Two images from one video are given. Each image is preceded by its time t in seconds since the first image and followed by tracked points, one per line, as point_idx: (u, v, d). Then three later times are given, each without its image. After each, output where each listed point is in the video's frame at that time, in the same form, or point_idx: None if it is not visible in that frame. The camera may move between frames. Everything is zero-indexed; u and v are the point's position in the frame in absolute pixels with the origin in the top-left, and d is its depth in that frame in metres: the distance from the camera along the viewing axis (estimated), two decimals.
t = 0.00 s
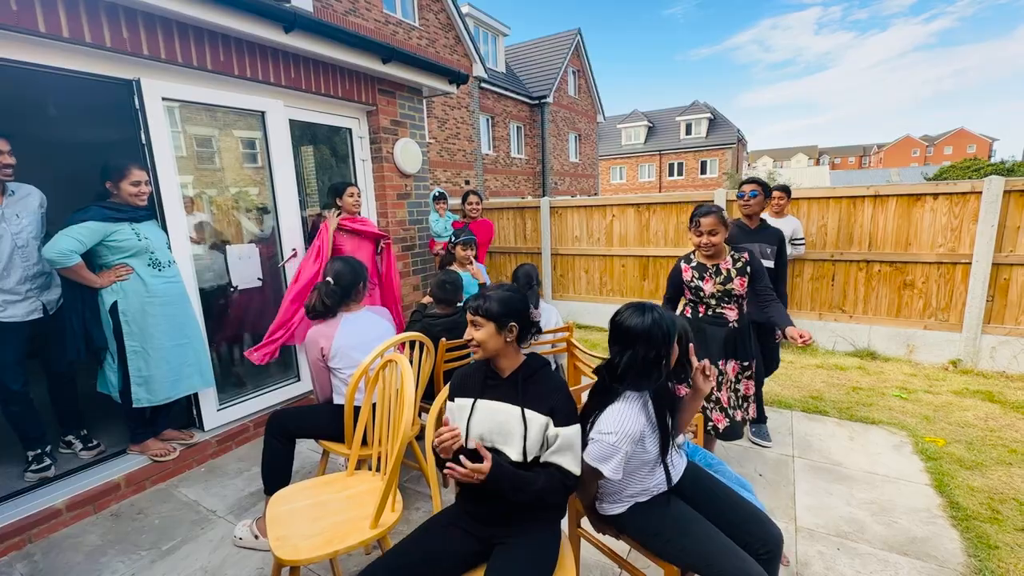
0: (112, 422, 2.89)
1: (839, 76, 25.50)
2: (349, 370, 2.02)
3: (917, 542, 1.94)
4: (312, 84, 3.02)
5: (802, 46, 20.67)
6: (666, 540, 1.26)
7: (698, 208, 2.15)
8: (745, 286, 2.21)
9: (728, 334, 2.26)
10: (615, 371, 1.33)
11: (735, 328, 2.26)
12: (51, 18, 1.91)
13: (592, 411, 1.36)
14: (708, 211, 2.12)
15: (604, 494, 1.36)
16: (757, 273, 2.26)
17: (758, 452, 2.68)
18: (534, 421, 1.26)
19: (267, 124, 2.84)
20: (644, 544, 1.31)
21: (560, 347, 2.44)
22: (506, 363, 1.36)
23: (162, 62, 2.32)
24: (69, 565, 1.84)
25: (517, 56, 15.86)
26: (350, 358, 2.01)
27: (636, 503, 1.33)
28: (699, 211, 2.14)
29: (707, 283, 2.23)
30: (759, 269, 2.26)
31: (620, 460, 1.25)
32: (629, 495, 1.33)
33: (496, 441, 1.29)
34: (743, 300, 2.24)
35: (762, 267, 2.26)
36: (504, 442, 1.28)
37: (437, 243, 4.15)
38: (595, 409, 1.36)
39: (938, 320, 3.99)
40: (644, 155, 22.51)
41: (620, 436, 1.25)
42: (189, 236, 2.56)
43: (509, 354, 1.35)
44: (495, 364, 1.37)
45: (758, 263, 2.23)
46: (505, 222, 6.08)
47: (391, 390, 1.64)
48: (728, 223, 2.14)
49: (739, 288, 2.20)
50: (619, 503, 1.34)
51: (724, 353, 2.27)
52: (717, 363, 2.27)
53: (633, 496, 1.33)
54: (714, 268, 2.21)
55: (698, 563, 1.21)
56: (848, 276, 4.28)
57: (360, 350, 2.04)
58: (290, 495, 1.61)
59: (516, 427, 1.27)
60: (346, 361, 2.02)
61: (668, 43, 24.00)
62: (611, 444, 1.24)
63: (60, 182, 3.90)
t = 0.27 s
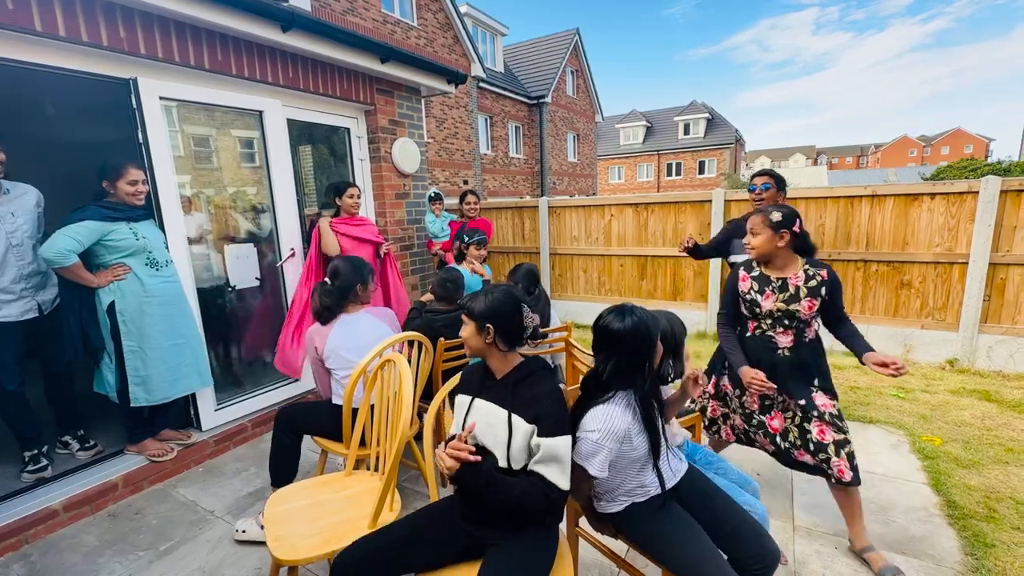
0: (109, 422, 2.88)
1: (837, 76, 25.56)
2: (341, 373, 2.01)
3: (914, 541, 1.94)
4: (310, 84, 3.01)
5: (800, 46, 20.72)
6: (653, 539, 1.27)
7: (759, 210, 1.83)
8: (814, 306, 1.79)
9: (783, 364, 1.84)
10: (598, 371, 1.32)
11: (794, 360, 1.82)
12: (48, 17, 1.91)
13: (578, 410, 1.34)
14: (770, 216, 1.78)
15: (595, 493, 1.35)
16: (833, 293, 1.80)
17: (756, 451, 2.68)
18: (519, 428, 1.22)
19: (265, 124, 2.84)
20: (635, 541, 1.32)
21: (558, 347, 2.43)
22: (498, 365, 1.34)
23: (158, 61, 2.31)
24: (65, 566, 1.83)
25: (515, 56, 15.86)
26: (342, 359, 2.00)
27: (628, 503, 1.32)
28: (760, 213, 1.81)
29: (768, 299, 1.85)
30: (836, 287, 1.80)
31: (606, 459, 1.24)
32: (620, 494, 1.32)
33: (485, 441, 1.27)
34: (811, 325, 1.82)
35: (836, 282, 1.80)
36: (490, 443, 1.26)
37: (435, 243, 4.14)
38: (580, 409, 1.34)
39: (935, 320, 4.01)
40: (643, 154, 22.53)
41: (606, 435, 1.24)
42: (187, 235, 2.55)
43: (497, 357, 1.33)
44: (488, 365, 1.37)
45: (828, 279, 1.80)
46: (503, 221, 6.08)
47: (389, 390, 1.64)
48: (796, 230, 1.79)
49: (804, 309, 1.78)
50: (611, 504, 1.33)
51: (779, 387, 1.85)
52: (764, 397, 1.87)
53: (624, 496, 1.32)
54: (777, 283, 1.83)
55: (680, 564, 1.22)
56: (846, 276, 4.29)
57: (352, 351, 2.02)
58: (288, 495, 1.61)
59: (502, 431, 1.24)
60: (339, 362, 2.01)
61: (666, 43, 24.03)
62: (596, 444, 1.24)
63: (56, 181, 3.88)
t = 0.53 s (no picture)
0: (107, 422, 2.88)
1: (833, 77, 25.66)
2: (334, 372, 2.02)
3: (911, 540, 1.95)
4: (308, 83, 3.01)
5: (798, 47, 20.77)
6: (655, 539, 1.27)
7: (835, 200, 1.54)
8: (903, 317, 1.42)
9: (874, 387, 1.47)
10: (592, 372, 1.31)
11: (877, 382, 1.47)
12: (44, 17, 1.90)
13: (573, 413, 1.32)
14: (848, 207, 1.49)
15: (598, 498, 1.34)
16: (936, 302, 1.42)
17: (754, 450, 2.69)
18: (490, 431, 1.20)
19: (263, 124, 2.83)
20: (637, 541, 1.32)
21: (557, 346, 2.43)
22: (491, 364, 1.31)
23: (155, 60, 2.30)
24: (62, 567, 1.83)
25: (514, 56, 15.86)
26: (333, 358, 2.01)
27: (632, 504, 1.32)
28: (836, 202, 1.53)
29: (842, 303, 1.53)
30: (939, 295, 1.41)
31: (612, 459, 1.24)
32: (625, 496, 1.31)
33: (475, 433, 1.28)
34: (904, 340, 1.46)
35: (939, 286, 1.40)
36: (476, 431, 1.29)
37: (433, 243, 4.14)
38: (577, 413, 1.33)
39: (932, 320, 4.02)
40: (641, 155, 22.56)
41: (611, 436, 1.23)
42: (184, 235, 2.55)
43: (489, 355, 1.30)
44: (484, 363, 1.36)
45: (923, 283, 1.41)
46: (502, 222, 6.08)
47: (388, 389, 1.64)
48: (884, 223, 1.46)
49: (888, 320, 1.43)
50: (616, 506, 1.32)
51: (866, 415, 1.48)
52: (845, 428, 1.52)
53: (628, 497, 1.32)
54: (852, 284, 1.51)
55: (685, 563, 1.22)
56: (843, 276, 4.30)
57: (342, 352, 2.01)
58: (285, 495, 1.61)
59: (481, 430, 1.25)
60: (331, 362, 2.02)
61: (665, 43, 24.06)
62: (601, 445, 1.23)
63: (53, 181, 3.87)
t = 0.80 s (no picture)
0: (103, 423, 2.86)
1: (831, 77, 25.72)
2: (333, 372, 2.02)
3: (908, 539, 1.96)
4: (305, 83, 3.00)
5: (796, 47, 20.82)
6: (651, 537, 1.27)
7: (878, 201, 1.29)
8: (946, 346, 1.11)
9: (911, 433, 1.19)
10: (593, 364, 1.31)
11: (917, 426, 1.19)
12: (40, 16, 1.89)
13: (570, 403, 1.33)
14: (889, 210, 1.24)
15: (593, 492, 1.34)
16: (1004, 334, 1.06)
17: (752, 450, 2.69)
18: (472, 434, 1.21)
19: (260, 123, 2.82)
20: (634, 540, 1.32)
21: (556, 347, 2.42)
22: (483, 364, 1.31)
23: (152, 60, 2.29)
24: (59, 568, 1.82)
25: (512, 56, 15.86)
26: (332, 357, 2.01)
27: (626, 500, 1.32)
28: (879, 204, 1.28)
29: (874, 325, 1.27)
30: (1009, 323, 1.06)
31: (608, 452, 1.24)
32: (620, 492, 1.31)
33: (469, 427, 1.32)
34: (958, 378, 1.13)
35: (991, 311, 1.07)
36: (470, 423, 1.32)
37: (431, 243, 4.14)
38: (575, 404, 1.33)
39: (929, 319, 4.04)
40: (639, 155, 22.57)
41: (608, 428, 1.24)
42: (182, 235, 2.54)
43: (480, 354, 1.30)
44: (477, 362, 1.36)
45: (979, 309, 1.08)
46: (500, 222, 6.08)
47: (385, 390, 1.63)
48: (929, 231, 1.19)
49: (926, 350, 1.14)
50: (610, 502, 1.32)
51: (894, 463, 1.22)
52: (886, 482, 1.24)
53: (623, 493, 1.31)
54: (888, 303, 1.25)
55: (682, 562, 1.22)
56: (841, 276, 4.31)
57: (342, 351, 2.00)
58: (282, 496, 1.60)
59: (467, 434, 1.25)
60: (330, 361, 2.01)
61: (663, 44, 24.10)
62: (598, 436, 1.23)
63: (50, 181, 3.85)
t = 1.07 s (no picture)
0: (101, 424, 2.86)
1: (829, 77, 25.76)
2: (332, 373, 2.01)
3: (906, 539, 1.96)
4: (304, 83, 3.00)
5: (794, 48, 20.85)
6: (648, 539, 1.27)
7: (934, 186, 1.14)
8: (1010, 355, 0.96)
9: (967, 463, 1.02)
10: (593, 363, 1.31)
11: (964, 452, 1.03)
12: (37, 15, 1.89)
13: (569, 402, 1.33)
14: (951, 198, 1.09)
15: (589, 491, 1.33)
16: None
17: (750, 450, 2.69)
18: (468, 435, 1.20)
19: (258, 123, 2.81)
20: (631, 540, 1.32)
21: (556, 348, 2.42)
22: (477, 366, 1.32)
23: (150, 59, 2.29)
24: (56, 569, 1.82)
25: (510, 56, 15.86)
26: (331, 358, 2.00)
27: (622, 500, 1.31)
28: (934, 190, 1.13)
29: (916, 325, 1.13)
30: None
31: (602, 449, 1.24)
32: (615, 491, 1.30)
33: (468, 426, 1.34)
34: None
35: None
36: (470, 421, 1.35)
37: (429, 244, 4.14)
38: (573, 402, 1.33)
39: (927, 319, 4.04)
40: (638, 155, 22.58)
41: (602, 424, 1.23)
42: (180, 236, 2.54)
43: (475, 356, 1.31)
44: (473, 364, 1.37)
45: None
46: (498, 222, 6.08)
47: (383, 390, 1.63)
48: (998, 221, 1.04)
49: (979, 357, 1.00)
50: (606, 501, 1.31)
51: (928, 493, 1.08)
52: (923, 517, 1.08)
53: (619, 493, 1.31)
54: (940, 299, 1.10)
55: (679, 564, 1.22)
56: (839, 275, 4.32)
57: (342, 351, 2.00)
58: (280, 496, 1.60)
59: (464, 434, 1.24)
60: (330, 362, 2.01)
61: (661, 44, 24.12)
62: (592, 432, 1.23)
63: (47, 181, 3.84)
